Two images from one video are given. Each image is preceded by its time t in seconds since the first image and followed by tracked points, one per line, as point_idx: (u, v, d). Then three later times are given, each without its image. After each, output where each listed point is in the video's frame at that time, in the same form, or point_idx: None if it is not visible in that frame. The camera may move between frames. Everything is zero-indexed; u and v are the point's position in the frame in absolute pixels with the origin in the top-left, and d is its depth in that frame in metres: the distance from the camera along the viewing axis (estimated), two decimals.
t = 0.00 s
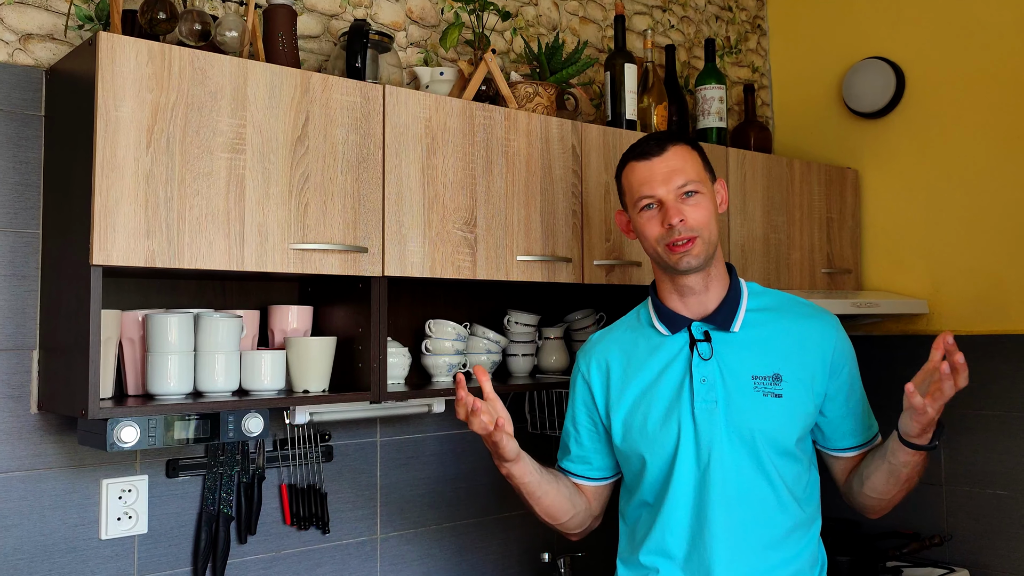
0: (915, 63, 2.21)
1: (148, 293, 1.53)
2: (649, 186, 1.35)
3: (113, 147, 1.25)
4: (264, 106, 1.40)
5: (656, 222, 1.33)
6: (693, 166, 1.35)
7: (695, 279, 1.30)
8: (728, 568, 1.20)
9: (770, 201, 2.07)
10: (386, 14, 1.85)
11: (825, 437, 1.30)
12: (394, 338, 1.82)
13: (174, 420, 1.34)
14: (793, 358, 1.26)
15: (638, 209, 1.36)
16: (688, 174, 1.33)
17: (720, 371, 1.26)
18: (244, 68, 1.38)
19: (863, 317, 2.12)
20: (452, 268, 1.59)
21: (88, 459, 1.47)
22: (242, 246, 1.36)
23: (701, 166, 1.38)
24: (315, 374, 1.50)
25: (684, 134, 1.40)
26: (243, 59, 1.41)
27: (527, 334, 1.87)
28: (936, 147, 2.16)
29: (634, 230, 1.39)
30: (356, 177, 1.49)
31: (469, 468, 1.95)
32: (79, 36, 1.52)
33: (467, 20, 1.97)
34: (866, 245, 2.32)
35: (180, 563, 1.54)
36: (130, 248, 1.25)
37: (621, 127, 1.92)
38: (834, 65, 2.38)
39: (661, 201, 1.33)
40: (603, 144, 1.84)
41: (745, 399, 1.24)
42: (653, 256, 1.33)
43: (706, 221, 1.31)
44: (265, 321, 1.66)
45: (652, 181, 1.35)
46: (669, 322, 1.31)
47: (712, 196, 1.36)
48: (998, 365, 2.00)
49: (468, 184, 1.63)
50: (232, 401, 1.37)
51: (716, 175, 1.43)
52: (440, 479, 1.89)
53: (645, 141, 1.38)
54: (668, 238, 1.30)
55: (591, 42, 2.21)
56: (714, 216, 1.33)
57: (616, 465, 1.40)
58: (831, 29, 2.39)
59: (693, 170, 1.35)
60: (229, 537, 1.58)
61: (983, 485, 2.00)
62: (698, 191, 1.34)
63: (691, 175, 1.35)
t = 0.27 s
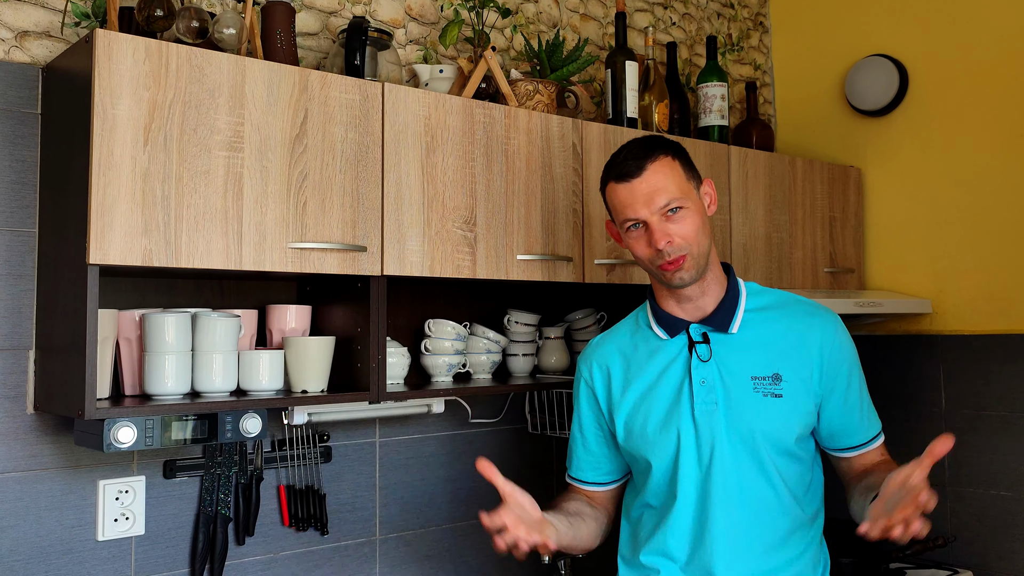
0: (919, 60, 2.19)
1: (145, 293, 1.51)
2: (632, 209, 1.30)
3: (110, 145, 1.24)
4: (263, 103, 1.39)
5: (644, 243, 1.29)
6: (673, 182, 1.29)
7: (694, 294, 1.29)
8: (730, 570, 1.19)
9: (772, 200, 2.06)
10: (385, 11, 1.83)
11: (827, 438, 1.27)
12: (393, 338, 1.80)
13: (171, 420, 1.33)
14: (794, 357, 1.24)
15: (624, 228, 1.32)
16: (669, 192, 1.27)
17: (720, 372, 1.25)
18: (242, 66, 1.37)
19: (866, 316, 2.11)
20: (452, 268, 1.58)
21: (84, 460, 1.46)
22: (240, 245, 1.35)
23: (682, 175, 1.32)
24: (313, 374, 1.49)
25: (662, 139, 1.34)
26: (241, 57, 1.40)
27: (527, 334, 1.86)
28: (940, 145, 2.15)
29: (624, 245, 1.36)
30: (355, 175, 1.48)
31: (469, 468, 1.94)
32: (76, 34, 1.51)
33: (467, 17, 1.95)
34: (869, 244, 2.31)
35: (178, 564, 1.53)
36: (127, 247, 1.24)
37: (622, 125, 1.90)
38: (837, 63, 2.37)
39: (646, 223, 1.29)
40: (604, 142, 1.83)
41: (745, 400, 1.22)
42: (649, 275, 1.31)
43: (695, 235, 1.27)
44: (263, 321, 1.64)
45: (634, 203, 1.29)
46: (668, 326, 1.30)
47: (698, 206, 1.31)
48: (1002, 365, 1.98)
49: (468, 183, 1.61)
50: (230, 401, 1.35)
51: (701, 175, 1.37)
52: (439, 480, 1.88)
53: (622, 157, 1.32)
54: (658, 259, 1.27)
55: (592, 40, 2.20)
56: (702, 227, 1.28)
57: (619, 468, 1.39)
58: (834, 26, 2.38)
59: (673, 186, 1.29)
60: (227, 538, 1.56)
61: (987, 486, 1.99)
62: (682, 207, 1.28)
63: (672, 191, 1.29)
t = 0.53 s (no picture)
0: (922, 58, 2.18)
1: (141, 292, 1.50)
2: (637, 189, 1.31)
3: (107, 143, 1.22)
4: (261, 101, 1.38)
5: (645, 226, 1.30)
6: (682, 169, 1.30)
7: (687, 285, 1.28)
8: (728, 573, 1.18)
9: (775, 199, 2.05)
10: (384, 8, 1.82)
11: (824, 440, 1.25)
12: (392, 338, 1.79)
13: (169, 421, 1.32)
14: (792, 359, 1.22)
15: (627, 212, 1.33)
16: (676, 176, 1.29)
17: (717, 374, 1.23)
18: (240, 63, 1.36)
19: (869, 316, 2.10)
20: (452, 267, 1.57)
21: (81, 461, 1.45)
22: (238, 243, 1.33)
23: (692, 167, 1.33)
24: (312, 373, 1.48)
25: (674, 134, 1.36)
26: (239, 54, 1.38)
27: (528, 334, 1.85)
28: (943, 144, 2.14)
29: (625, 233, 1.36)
30: (354, 174, 1.46)
31: (469, 469, 1.92)
32: (72, 31, 1.50)
33: (467, 15, 1.94)
34: (872, 243, 2.30)
35: (175, 566, 1.52)
36: (125, 246, 1.23)
37: (623, 123, 1.89)
38: (840, 60, 2.36)
39: (649, 205, 1.30)
40: (605, 140, 1.82)
41: (742, 402, 1.21)
42: (644, 261, 1.31)
43: (695, 224, 1.27)
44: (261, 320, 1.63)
45: (640, 184, 1.31)
46: (664, 327, 1.29)
47: (703, 199, 1.32)
48: (1006, 365, 1.97)
49: (468, 181, 1.60)
50: (228, 401, 1.34)
51: (708, 175, 1.39)
52: (439, 480, 1.87)
53: (634, 143, 1.34)
54: (656, 243, 1.27)
55: (593, 37, 2.19)
56: (703, 220, 1.29)
57: (622, 470, 1.38)
58: (837, 23, 2.37)
59: (682, 173, 1.31)
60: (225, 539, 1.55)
61: (990, 487, 1.98)
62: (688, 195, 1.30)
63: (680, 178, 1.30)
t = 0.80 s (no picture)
0: (926, 56, 2.17)
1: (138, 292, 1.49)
2: (632, 182, 1.37)
3: (104, 141, 1.21)
4: (258, 98, 1.36)
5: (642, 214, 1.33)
6: (673, 158, 1.36)
7: (689, 269, 1.28)
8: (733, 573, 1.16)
9: (777, 197, 2.04)
10: (383, 6, 1.81)
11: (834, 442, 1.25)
12: (392, 337, 1.78)
13: (166, 421, 1.31)
14: (800, 358, 1.22)
15: (625, 206, 1.38)
16: (667, 162, 1.34)
17: (725, 371, 1.22)
18: (238, 61, 1.35)
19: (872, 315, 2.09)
20: (452, 266, 1.56)
21: (78, 461, 1.43)
22: (235, 242, 1.32)
23: (685, 160, 1.39)
24: (310, 373, 1.47)
25: (669, 136, 1.42)
26: (237, 51, 1.37)
27: (528, 333, 1.83)
28: (947, 142, 2.12)
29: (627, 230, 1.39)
30: (352, 172, 1.45)
31: (468, 469, 1.91)
32: (69, 28, 1.48)
33: (466, 12, 1.93)
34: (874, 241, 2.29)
35: (173, 567, 1.51)
36: (121, 245, 1.22)
37: (624, 121, 1.88)
38: (842, 58, 2.35)
39: (644, 193, 1.34)
40: (606, 138, 1.81)
41: (750, 400, 1.20)
42: (646, 250, 1.33)
43: (691, 206, 1.30)
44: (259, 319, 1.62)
45: (634, 175, 1.37)
46: (671, 322, 1.28)
47: (699, 187, 1.35)
48: (1010, 365, 1.96)
49: (468, 180, 1.59)
50: (226, 401, 1.33)
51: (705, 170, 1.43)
52: (439, 481, 1.86)
53: (628, 144, 1.42)
54: (654, 227, 1.30)
55: (593, 34, 2.17)
56: (701, 204, 1.31)
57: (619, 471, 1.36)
58: (840, 20, 2.35)
59: (675, 162, 1.36)
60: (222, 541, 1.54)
61: (994, 488, 1.97)
62: (681, 180, 1.34)
63: (672, 167, 1.36)
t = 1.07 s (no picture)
0: (929, 53, 2.15)
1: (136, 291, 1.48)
2: (634, 179, 1.35)
3: (100, 138, 1.20)
4: (257, 96, 1.35)
5: (643, 213, 1.32)
6: (676, 156, 1.35)
7: (691, 269, 1.27)
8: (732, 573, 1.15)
9: (779, 195, 2.03)
10: (383, 3, 1.80)
11: (836, 441, 1.24)
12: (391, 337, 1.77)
13: (163, 421, 1.30)
14: (802, 355, 1.21)
15: (626, 204, 1.36)
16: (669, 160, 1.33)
17: (726, 369, 1.21)
18: (236, 58, 1.33)
19: (875, 314, 2.07)
20: (451, 265, 1.54)
21: (75, 462, 1.42)
22: (233, 241, 1.31)
23: (688, 158, 1.37)
24: (309, 373, 1.46)
25: (672, 132, 1.41)
26: (235, 48, 1.36)
27: (528, 333, 1.82)
28: (950, 140, 2.11)
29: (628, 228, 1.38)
30: (351, 171, 1.44)
31: (468, 470, 1.90)
32: (65, 25, 1.47)
33: (466, 9, 1.91)
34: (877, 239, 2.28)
35: (170, 569, 1.50)
36: (118, 244, 1.20)
37: (625, 119, 1.87)
38: (844, 56, 2.33)
39: (646, 191, 1.33)
40: (607, 136, 1.79)
41: (751, 398, 1.19)
42: (646, 250, 1.32)
43: (693, 206, 1.29)
44: (257, 319, 1.61)
45: (636, 173, 1.35)
46: (671, 320, 1.27)
47: (702, 185, 1.34)
48: (1013, 365, 1.95)
49: (468, 178, 1.58)
50: (224, 401, 1.31)
51: (707, 167, 1.41)
52: (438, 482, 1.85)
53: (630, 140, 1.40)
54: (655, 227, 1.29)
55: (594, 32, 2.16)
56: (703, 204, 1.30)
57: (620, 473, 1.35)
58: (842, 18, 2.34)
59: (677, 160, 1.35)
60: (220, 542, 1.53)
61: (997, 488, 1.96)
62: (684, 179, 1.33)
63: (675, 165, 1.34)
